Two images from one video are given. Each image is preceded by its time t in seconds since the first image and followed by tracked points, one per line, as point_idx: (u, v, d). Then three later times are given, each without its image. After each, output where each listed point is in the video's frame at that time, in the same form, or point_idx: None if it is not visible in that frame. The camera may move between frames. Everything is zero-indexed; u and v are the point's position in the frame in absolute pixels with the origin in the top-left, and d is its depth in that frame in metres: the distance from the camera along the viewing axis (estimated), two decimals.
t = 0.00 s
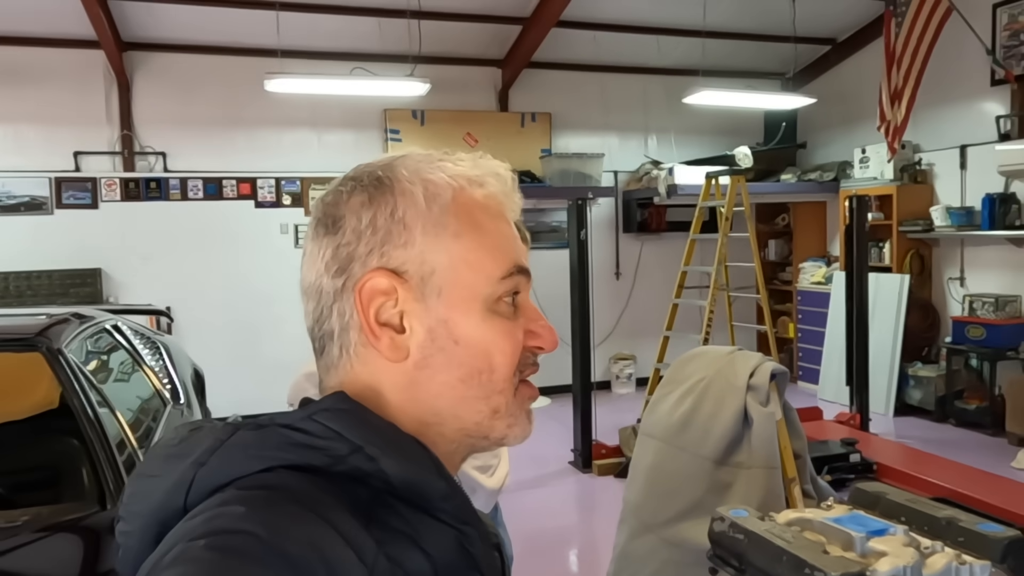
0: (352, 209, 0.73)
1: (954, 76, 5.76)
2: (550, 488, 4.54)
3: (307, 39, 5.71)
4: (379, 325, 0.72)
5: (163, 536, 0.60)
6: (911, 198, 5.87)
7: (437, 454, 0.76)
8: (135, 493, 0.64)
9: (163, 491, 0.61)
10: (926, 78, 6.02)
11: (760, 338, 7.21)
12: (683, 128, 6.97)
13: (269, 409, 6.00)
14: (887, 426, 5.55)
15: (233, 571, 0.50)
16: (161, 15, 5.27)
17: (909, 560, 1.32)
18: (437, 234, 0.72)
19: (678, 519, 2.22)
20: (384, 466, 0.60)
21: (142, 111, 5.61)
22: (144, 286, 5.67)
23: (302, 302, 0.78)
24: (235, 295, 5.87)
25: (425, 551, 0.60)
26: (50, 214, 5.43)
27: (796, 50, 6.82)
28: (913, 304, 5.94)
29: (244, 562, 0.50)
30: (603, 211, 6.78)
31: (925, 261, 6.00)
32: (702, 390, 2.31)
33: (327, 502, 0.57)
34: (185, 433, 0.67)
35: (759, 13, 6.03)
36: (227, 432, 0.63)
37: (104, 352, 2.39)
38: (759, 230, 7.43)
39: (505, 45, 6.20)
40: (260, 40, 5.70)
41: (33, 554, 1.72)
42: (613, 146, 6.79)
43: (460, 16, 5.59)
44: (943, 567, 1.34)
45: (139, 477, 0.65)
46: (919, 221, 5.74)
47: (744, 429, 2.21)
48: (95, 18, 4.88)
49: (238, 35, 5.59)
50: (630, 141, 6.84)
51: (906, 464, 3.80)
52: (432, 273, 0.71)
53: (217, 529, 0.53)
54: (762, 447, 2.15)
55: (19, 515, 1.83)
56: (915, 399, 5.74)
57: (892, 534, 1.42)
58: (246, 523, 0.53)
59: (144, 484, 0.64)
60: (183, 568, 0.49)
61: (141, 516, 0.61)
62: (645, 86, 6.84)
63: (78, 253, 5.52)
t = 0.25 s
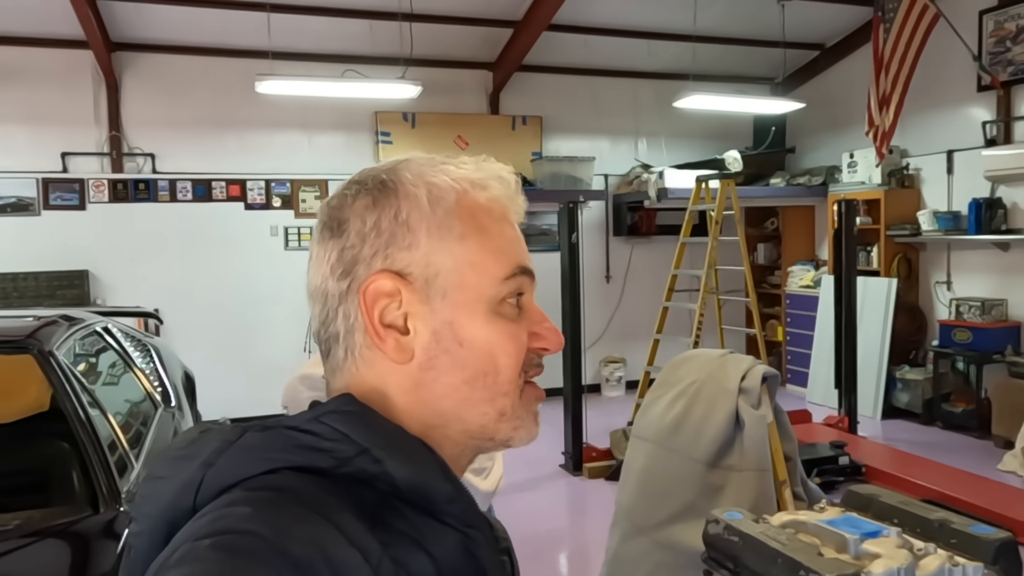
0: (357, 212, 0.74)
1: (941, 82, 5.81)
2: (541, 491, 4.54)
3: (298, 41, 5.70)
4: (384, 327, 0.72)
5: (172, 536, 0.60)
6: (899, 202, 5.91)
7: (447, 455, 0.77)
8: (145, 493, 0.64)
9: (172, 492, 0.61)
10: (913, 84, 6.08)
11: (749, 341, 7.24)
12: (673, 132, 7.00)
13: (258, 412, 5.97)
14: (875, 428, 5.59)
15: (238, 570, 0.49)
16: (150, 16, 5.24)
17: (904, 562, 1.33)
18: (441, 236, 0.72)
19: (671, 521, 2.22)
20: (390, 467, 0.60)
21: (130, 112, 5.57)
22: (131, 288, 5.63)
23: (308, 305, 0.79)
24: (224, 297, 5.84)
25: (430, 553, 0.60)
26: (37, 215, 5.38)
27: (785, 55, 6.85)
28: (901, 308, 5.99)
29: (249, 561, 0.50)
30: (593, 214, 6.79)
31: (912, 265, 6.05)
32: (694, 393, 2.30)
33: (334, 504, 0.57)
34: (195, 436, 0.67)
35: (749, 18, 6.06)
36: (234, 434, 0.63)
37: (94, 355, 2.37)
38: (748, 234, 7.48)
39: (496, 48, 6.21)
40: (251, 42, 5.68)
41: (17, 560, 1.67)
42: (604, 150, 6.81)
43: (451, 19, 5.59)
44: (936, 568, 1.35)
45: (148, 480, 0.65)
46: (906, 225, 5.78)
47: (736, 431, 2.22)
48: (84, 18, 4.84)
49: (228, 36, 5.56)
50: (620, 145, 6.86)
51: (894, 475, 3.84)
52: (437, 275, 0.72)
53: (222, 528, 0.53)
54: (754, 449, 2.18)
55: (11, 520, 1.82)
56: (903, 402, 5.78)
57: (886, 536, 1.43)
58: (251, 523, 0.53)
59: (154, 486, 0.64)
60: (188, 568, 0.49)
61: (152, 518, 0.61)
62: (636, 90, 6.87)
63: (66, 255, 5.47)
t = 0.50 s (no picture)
0: (369, 215, 0.76)
1: (929, 87, 5.87)
2: (532, 494, 4.55)
3: (290, 43, 5.69)
4: (393, 327, 0.75)
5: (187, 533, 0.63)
6: (887, 206, 5.96)
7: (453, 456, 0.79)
8: (161, 493, 0.67)
9: (186, 491, 0.64)
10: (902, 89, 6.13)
11: (739, 343, 7.28)
12: (664, 136, 7.04)
13: (248, 415, 5.94)
14: (863, 431, 5.63)
15: (251, 566, 0.52)
16: (141, 17, 5.21)
17: (896, 562, 1.35)
18: (448, 237, 0.74)
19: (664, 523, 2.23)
20: (398, 467, 0.63)
21: (121, 113, 5.54)
22: (121, 290, 5.60)
23: (326, 306, 0.82)
24: (214, 299, 5.81)
25: (440, 552, 0.63)
26: (25, 216, 5.35)
27: (776, 60, 6.90)
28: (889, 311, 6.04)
29: (261, 555, 0.53)
30: (585, 217, 6.81)
31: (901, 268, 6.10)
32: (687, 395, 2.31)
33: (344, 502, 0.60)
34: (208, 436, 0.70)
35: (739, 23, 6.10)
36: (246, 435, 0.66)
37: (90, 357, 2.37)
38: (738, 238, 7.52)
39: (488, 51, 6.22)
40: (242, 43, 5.66)
41: (10, 563, 1.65)
42: (595, 153, 6.83)
43: (444, 22, 5.60)
44: (929, 568, 1.36)
45: (164, 480, 0.68)
46: (895, 229, 5.83)
47: (728, 434, 2.23)
48: (74, 18, 4.82)
49: (220, 37, 5.54)
50: (611, 148, 6.89)
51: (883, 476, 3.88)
52: (443, 276, 0.74)
53: (235, 525, 0.55)
54: (745, 451, 2.19)
55: (7, 522, 1.81)
56: (891, 405, 5.82)
57: (879, 536, 1.45)
58: (263, 520, 0.55)
59: (169, 485, 0.67)
60: (201, 564, 0.52)
61: (163, 519, 0.65)
62: (627, 94, 6.90)
63: (55, 256, 5.44)
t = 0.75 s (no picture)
0: (385, 218, 0.77)
1: (915, 92, 5.93)
2: (523, 495, 4.55)
3: (281, 44, 5.68)
4: (410, 328, 0.76)
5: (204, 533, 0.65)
6: (873, 209, 6.02)
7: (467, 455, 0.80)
8: (178, 492, 0.69)
9: (204, 492, 0.66)
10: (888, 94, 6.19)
11: (728, 345, 7.32)
12: (653, 139, 7.07)
13: (237, 416, 5.91)
14: (850, 432, 5.68)
15: (271, 564, 0.54)
16: (129, 17, 5.19)
17: (887, 561, 1.37)
18: (463, 239, 0.75)
19: (656, 524, 2.25)
20: (413, 467, 0.64)
21: (109, 113, 5.51)
22: (108, 291, 5.56)
23: (342, 309, 0.83)
24: (203, 301, 5.78)
25: (454, 551, 0.63)
26: (12, 217, 5.31)
27: (764, 63, 6.95)
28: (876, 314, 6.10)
29: (279, 553, 0.54)
30: (575, 219, 6.83)
31: (887, 271, 6.16)
32: (678, 397, 2.32)
33: (359, 502, 0.61)
34: (224, 438, 0.72)
35: (728, 27, 6.14)
36: (262, 436, 0.67)
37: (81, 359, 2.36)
38: (727, 240, 7.57)
39: (478, 53, 6.24)
40: (232, 44, 5.65)
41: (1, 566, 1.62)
42: (585, 155, 6.86)
43: (434, 24, 5.61)
44: (918, 567, 1.38)
45: (180, 480, 0.71)
46: (881, 233, 5.89)
47: (718, 435, 2.25)
48: (62, 17, 4.79)
49: (210, 38, 5.52)
50: (601, 150, 6.91)
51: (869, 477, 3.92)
52: (459, 277, 0.75)
53: (253, 524, 0.57)
54: (735, 452, 2.22)
55: None
56: (878, 406, 5.87)
57: (869, 536, 1.47)
58: (280, 519, 0.57)
59: (185, 485, 0.69)
60: (225, 560, 0.54)
61: (180, 519, 0.67)
62: (617, 97, 6.93)
63: (42, 257, 5.40)
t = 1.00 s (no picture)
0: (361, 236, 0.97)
1: (899, 94, 5.99)
2: (510, 494, 4.56)
3: (268, 42, 5.65)
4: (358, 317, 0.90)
5: (203, 525, 0.65)
6: (858, 210, 6.08)
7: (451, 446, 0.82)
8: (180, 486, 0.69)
9: (203, 485, 0.66)
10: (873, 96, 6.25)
11: (714, 345, 7.36)
12: (640, 139, 7.10)
13: (222, 416, 5.87)
14: (834, 431, 5.73)
15: (271, 555, 0.55)
16: (114, 13, 5.14)
17: (872, 556, 1.39)
18: (382, 231, 0.88)
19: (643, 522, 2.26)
20: (411, 460, 0.66)
21: (92, 110, 5.46)
22: (92, 290, 5.51)
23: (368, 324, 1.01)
24: (189, 300, 5.75)
25: (453, 544, 0.65)
26: None
27: (751, 65, 6.99)
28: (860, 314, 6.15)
29: (280, 544, 0.56)
30: (562, 219, 6.84)
31: (871, 271, 6.21)
32: (665, 396, 2.33)
33: (359, 494, 0.62)
34: (223, 432, 0.72)
35: (714, 28, 6.18)
36: (261, 427, 0.67)
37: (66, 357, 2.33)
38: (713, 240, 7.61)
39: (466, 53, 6.24)
40: (219, 41, 5.61)
41: None
42: (573, 155, 6.88)
43: (422, 23, 5.60)
44: (903, 562, 1.40)
45: (183, 474, 0.71)
46: (865, 233, 5.94)
47: (705, 433, 2.25)
48: (45, 14, 4.74)
49: (196, 35, 5.49)
50: (588, 150, 6.93)
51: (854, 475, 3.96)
52: (379, 266, 0.88)
53: (252, 513, 0.58)
54: (722, 451, 2.22)
55: None
56: (862, 405, 5.92)
57: (855, 531, 1.48)
58: (279, 510, 0.58)
59: (188, 479, 0.69)
60: (225, 549, 0.55)
61: (181, 511, 0.67)
62: (604, 97, 6.95)
63: (24, 255, 5.34)
